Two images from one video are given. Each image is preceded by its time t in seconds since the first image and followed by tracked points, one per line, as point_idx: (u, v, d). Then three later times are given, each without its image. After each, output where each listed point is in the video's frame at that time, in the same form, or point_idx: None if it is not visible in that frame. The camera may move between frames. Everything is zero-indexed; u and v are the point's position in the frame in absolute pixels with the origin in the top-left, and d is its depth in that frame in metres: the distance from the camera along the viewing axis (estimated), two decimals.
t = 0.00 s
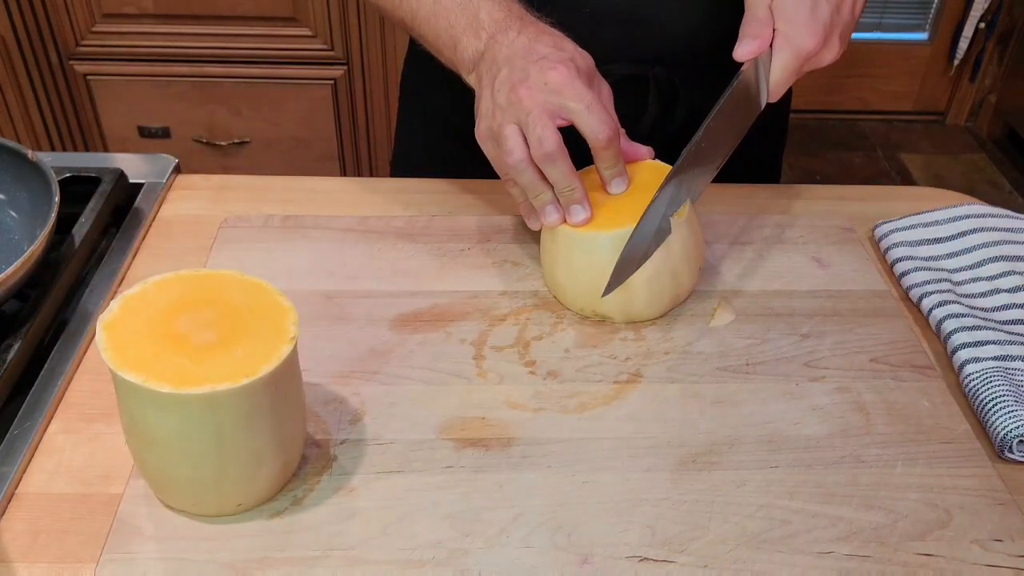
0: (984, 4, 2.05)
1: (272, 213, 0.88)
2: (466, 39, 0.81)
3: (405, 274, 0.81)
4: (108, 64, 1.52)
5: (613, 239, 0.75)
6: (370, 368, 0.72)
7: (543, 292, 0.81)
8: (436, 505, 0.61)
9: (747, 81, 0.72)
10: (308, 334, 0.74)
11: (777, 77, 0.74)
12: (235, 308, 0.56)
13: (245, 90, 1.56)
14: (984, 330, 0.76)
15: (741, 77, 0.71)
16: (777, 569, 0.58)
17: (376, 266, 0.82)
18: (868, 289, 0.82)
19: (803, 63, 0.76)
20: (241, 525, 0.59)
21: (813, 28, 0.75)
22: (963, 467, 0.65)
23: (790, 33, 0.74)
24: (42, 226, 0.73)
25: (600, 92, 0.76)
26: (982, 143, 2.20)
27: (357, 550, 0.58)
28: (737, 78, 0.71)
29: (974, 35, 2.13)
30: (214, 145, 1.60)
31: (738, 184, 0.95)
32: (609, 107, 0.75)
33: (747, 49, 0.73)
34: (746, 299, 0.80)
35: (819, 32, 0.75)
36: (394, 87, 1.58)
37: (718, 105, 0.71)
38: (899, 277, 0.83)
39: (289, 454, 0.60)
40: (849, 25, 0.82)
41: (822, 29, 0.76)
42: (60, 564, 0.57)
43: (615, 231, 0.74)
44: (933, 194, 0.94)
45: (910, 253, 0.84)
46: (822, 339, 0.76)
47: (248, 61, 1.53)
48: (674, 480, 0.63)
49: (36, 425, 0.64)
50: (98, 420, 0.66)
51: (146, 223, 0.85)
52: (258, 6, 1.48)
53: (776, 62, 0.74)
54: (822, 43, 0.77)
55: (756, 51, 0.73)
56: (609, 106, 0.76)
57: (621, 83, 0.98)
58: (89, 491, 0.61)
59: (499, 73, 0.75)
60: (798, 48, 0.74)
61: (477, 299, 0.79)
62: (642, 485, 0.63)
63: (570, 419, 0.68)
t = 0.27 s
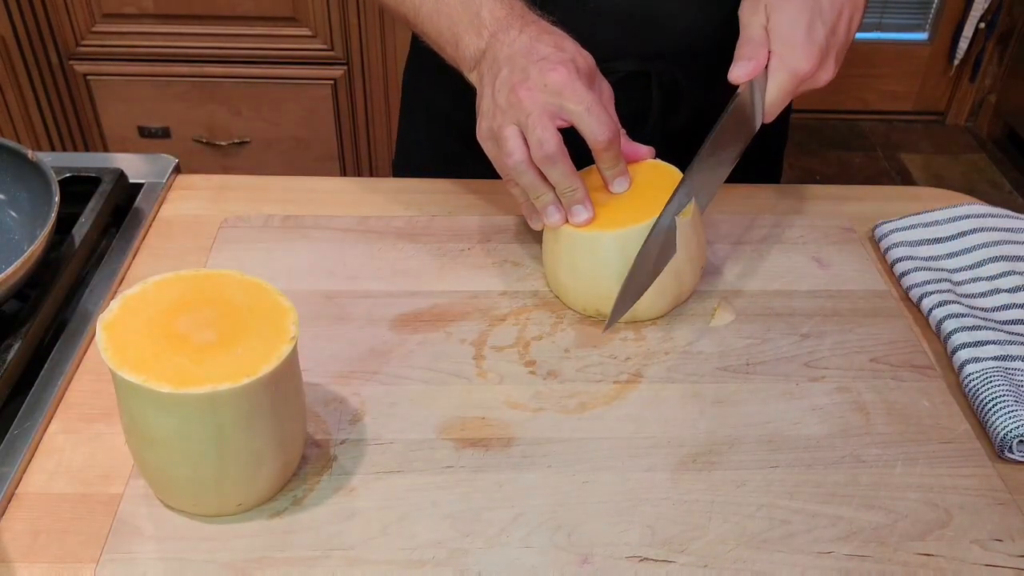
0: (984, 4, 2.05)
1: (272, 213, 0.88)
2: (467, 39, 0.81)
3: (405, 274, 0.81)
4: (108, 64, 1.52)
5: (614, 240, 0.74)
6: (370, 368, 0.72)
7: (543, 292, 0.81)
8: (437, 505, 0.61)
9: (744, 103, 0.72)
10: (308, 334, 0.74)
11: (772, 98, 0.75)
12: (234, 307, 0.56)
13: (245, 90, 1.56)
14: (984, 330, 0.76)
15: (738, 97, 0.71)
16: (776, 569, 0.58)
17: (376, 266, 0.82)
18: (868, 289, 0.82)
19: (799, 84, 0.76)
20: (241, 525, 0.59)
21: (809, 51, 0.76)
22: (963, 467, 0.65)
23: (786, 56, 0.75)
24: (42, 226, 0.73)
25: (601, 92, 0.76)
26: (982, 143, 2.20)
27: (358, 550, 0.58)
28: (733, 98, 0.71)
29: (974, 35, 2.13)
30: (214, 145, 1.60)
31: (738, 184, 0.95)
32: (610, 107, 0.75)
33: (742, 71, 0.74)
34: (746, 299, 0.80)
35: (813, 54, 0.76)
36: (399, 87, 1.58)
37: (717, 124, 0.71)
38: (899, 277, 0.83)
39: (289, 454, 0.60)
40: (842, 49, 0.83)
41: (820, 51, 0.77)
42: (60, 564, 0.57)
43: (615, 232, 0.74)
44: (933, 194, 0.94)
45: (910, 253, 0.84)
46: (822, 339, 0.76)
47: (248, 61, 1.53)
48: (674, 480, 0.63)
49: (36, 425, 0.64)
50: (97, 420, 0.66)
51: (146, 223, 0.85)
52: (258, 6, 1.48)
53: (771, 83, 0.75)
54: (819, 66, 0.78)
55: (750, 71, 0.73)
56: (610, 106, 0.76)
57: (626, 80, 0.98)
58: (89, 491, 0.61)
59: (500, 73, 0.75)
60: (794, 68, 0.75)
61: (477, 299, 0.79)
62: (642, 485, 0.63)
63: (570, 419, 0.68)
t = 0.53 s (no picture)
0: (984, 4, 2.05)
1: (272, 213, 0.88)
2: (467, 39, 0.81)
3: (405, 274, 0.81)
4: (108, 64, 1.52)
5: (614, 239, 0.74)
6: (370, 368, 0.72)
7: (543, 292, 0.81)
8: (437, 505, 0.61)
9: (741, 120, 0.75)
10: (308, 334, 0.74)
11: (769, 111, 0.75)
12: (234, 307, 0.56)
13: (245, 90, 1.56)
14: (984, 330, 0.76)
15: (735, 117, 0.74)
16: (776, 569, 0.58)
17: (377, 266, 0.82)
18: (868, 289, 0.82)
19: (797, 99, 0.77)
20: (241, 525, 0.59)
21: (810, 66, 0.76)
22: (963, 467, 0.65)
23: (787, 71, 0.75)
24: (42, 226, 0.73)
25: (601, 92, 0.76)
26: (982, 143, 2.20)
27: (358, 550, 0.58)
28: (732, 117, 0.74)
29: (974, 35, 2.13)
30: (214, 145, 1.60)
31: (738, 184, 0.95)
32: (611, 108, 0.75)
33: (742, 84, 0.74)
34: (746, 299, 0.80)
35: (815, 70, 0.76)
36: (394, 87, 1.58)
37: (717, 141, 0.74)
38: (899, 277, 0.83)
39: (289, 454, 0.60)
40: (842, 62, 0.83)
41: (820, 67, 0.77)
42: (60, 564, 0.56)
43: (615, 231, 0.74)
44: (933, 194, 0.94)
45: (910, 253, 0.84)
46: (822, 339, 0.76)
47: (248, 61, 1.53)
48: (674, 480, 0.63)
49: (36, 425, 0.64)
50: (97, 420, 0.66)
51: (146, 223, 0.85)
52: (258, 6, 1.48)
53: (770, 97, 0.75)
54: (820, 81, 0.78)
55: (749, 86, 0.74)
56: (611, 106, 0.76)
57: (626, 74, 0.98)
58: (89, 491, 0.61)
59: (502, 71, 0.75)
60: (794, 84, 0.75)
61: (478, 299, 0.79)
62: (642, 485, 0.63)
63: (570, 419, 0.68)
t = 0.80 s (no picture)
0: (984, 4, 2.05)
1: (272, 213, 0.88)
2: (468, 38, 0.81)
3: (405, 274, 0.81)
4: (108, 64, 1.52)
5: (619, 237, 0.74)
6: (370, 368, 0.72)
7: (543, 292, 0.81)
8: (437, 505, 0.61)
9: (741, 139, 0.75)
10: (308, 334, 0.74)
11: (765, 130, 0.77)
12: (234, 307, 0.56)
13: (245, 90, 1.55)
14: (984, 330, 0.76)
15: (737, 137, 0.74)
16: (776, 569, 0.58)
17: (377, 266, 0.82)
18: (868, 289, 0.82)
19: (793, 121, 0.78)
20: (241, 525, 0.59)
21: (808, 89, 0.77)
22: (963, 467, 0.65)
23: (785, 94, 0.77)
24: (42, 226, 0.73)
25: (606, 91, 0.76)
26: (982, 143, 2.20)
27: (358, 550, 0.58)
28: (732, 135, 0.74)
29: (974, 35, 2.13)
30: (214, 145, 1.60)
31: (738, 184, 0.95)
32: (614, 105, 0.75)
33: (743, 104, 0.75)
34: (746, 299, 0.80)
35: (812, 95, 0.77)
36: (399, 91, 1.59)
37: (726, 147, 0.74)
38: (899, 277, 0.83)
39: (289, 454, 0.60)
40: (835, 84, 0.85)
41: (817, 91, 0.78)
42: (60, 565, 0.56)
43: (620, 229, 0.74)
44: (933, 194, 0.94)
45: (910, 253, 0.84)
46: (822, 339, 0.76)
47: (248, 61, 1.53)
48: (674, 480, 0.63)
49: (36, 425, 0.64)
50: (97, 420, 0.66)
51: (146, 223, 0.85)
52: (258, 6, 1.48)
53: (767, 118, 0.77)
54: (815, 103, 0.79)
55: (749, 107, 0.75)
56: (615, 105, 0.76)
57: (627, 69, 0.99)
58: (89, 491, 0.61)
59: (506, 69, 0.75)
60: (791, 106, 0.76)
61: (478, 299, 0.79)
62: (642, 485, 0.63)
63: (570, 419, 0.68)
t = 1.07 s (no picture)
0: (984, 4, 2.05)
1: (273, 213, 0.88)
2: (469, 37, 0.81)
3: (405, 274, 0.81)
4: (108, 64, 1.52)
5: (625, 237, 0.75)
6: (370, 368, 0.72)
7: (544, 292, 0.81)
8: (436, 505, 0.61)
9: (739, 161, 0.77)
10: (308, 334, 0.74)
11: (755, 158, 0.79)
12: (235, 307, 0.57)
13: (245, 90, 1.56)
14: (984, 330, 0.76)
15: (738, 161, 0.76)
16: (776, 569, 0.58)
17: (377, 266, 0.82)
18: (868, 289, 0.82)
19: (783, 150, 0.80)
20: (241, 525, 0.59)
21: (804, 121, 0.78)
22: (963, 467, 0.65)
23: (782, 124, 0.78)
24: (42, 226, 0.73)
25: (610, 89, 0.75)
26: (982, 143, 2.20)
27: (358, 550, 0.58)
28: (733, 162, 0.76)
29: (974, 35, 2.13)
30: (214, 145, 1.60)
31: (738, 184, 0.95)
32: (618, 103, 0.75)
33: (741, 131, 0.76)
34: (746, 299, 0.80)
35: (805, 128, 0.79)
36: (394, 91, 1.59)
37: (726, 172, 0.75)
38: (899, 277, 0.83)
39: (289, 454, 0.60)
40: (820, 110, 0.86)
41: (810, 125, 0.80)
42: (60, 565, 0.56)
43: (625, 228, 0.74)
44: (933, 193, 0.94)
45: (910, 253, 0.84)
46: (822, 339, 0.76)
47: (248, 61, 1.53)
48: (674, 480, 0.63)
49: (36, 425, 0.64)
50: (97, 420, 0.66)
51: (146, 223, 0.85)
52: (258, 6, 1.48)
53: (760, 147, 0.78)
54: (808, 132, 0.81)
55: (748, 134, 0.76)
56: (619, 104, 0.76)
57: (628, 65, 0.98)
58: (89, 490, 0.61)
59: (511, 67, 0.75)
60: (786, 137, 0.78)
61: (478, 299, 0.79)
62: (642, 485, 0.63)
63: (570, 419, 0.68)
